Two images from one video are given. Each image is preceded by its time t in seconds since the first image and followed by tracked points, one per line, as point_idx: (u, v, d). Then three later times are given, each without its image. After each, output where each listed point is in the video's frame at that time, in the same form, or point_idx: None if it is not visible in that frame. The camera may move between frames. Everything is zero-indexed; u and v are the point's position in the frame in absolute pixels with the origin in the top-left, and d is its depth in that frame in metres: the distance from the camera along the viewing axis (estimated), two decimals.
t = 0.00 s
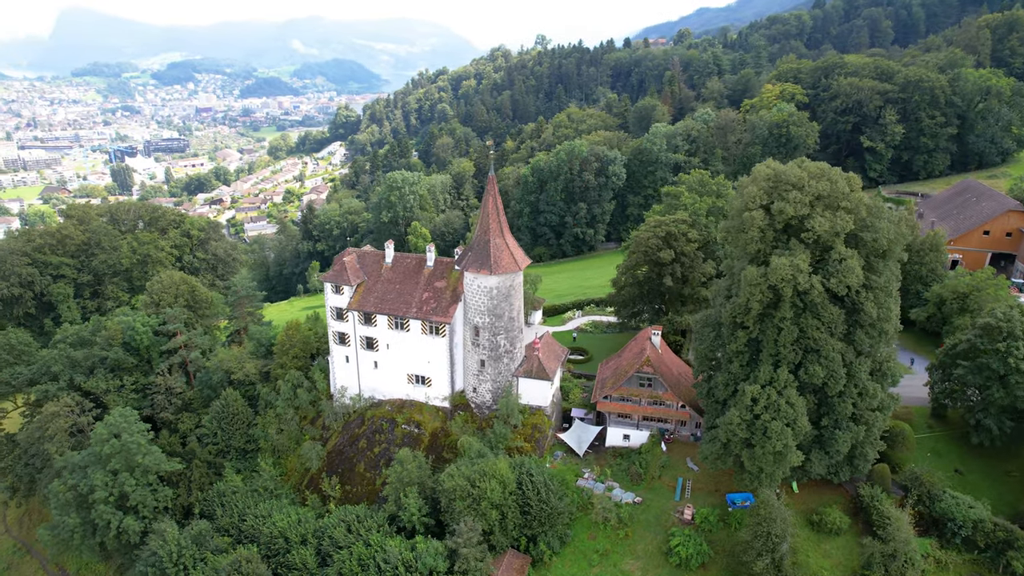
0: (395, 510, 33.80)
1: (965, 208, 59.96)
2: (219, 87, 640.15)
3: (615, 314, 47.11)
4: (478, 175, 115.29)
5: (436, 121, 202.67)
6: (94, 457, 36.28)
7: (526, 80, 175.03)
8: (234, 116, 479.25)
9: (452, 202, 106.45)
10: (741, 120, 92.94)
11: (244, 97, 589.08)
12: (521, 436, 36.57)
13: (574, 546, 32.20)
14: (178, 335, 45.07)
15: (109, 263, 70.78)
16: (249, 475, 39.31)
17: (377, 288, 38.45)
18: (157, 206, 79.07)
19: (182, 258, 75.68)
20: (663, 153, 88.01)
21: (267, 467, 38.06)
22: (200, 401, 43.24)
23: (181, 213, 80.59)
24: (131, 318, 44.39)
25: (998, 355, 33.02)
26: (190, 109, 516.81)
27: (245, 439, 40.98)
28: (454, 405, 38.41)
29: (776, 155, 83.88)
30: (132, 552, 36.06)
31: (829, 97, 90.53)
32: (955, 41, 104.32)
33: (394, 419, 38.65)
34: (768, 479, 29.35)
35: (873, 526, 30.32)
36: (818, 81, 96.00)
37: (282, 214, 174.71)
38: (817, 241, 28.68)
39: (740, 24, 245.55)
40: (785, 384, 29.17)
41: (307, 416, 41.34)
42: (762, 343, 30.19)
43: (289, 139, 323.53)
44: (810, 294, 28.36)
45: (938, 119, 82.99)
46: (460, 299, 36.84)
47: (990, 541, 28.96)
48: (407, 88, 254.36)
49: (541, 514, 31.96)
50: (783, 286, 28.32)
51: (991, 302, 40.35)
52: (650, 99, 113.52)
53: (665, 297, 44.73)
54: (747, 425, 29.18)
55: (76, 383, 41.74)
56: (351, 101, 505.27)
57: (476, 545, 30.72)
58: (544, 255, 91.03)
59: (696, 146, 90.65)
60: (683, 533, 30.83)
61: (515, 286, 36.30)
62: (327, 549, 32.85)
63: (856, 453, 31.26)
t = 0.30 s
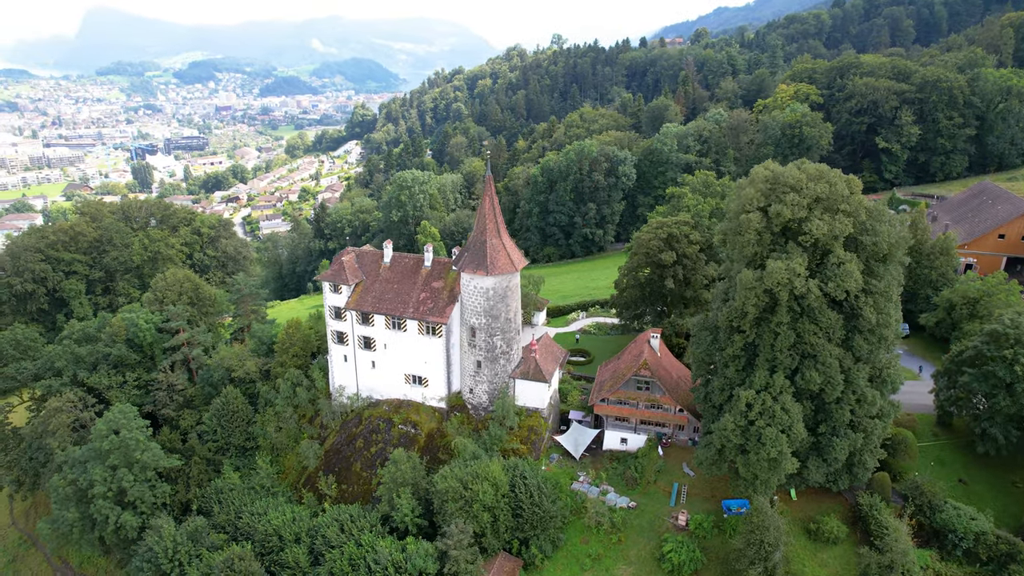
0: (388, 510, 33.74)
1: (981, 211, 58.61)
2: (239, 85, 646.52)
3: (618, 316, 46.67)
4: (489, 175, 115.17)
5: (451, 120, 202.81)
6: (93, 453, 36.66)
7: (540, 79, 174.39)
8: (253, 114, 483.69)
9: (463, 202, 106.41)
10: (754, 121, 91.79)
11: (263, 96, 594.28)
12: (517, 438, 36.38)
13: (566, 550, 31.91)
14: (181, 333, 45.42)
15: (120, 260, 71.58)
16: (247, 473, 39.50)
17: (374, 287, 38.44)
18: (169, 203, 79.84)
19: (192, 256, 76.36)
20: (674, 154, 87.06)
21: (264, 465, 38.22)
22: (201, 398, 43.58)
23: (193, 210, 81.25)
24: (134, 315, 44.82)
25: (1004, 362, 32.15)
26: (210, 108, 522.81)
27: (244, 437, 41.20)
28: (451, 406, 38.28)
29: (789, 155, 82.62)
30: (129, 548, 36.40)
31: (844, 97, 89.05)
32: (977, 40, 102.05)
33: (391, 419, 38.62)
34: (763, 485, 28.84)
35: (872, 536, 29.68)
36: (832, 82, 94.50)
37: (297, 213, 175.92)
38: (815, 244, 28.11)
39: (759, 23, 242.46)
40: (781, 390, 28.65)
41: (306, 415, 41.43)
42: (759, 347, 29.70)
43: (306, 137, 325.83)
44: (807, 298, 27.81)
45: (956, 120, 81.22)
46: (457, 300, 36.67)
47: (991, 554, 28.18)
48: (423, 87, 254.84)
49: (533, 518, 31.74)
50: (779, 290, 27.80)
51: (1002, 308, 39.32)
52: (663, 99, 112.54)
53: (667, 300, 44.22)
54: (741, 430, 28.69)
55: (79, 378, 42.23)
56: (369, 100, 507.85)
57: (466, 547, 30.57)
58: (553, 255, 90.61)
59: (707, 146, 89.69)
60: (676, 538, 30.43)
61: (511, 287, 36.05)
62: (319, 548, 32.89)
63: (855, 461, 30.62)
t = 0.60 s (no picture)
0: (381, 510, 33.68)
1: (997, 214, 57.25)
2: (259, 84, 652.61)
3: (620, 317, 46.25)
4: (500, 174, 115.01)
5: (466, 120, 202.76)
6: (93, 448, 37.05)
7: (555, 79, 173.49)
8: (272, 113, 487.83)
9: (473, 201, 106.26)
10: (767, 121, 90.53)
11: (282, 94, 599.10)
12: (513, 440, 36.17)
13: (558, 554, 31.60)
14: (183, 330, 45.79)
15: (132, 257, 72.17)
16: (245, 470, 39.70)
17: (372, 287, 38.41)
18: (180, 201, 80.61)
19: (202, 253, 77.02)
20: (685, 154, 86.08)
21: (261, 463, 38.37)
22: (202, 395, 43.91)
23: (204, 208, 82.03)
24: (138, 311, 45.26)
25: (1011, 370, 31.29)
26: (230, 106, 528.44)
27: (243, 434, 41.41)
28: (447, 406, 38.16)
29: (801, 156, 81.27)
30: (128, 542, 36.77)
31: (859, 97, 87.44)
32: (1001, 39, 99.58)
33: (388, 418, 38.55)
34: (757, 493, 28.32)
35: (869, 546, 29.01)
36: (848, 81, 92.86)
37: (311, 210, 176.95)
38: (812, 247, 27.58)
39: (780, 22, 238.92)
40: (776, 395, 28.12)
41: (305, 413, 41.53)
42: (755, 352, 29.19)
43: (323, 136, 327.86)
44: (803, 303, 27.27)
45: (975, 120, 79.32)
46: (453, 300, 36.54)
47: (993, 567, 27.39)
48: (439, 86, 255.09)
49: (525, 521, 31.48)
50: (774, 294, 27.31)
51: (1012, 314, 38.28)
52: (676, 98, 111.43)
53: (669, 302, 43.73)
54: (735, 436, 28.20)
55: (82, 374, 42.73)
56: (387, 99, 509.86)
57: (457, 549, 30.41)
58: (562, 255, 90.24)
59: (718, 146, 88.64)
60: (669, 545, 30.02)
61: (508, 288, 35.83)
62: (312, 547, 32.92)
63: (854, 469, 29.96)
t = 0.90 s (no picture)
0: (375, 510, 33.62)
1: (1012, 217, 55.97)
2: (277, 82, 657.93)
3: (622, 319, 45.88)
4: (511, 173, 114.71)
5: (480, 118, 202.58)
6: (93, 443, 37.41)
7: (569, 77, 172.40)
8: (290, 111, 491.40)
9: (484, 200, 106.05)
10: (780, 121, 89.31)
11: (300, 92, 603.35)
12: (509, 441, 36.01)
13: (551, 557, 31.31)
14: (186, 327, 46.08)
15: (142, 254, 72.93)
16: (244, 468, 39.84)
17: (371, 286, 38.41)
18: (191, 198, 81.22)
19: (212, 250, 77.55)
20: (695, 154, 85.19)
21: (259, 461, 38.49)
22: (204, 392, 44.17)
23: (214, 205, 82.63)
24: (142, 308, 45.62)
25: (1017, 378, 30.51)
26: (249, 104, 533.58)
27: (243, 431, 41.56)
28: (444, 407, 38.04)
29: (814, 157, 79.94)
30: (126, 537, 37.09)
31: (874, 97, 85.96)
32: None
33: (385, 418, 38.51)
34: (751, 499, 27.81)
35: (867, 555, 28.39)
36: (863, 81, 91.35)
37: (325, 208, 177.89)
38: (809, 250, 27.07)
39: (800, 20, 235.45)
40: (772, 400, 27.61)
41: (304, 411, 41.62)
42: (751, 356, 28.71)
43: (339, 134, 329.50)
44: (800, 307, 26.77)
45: (994, 121, 77.53)
46: (451, 300, 36.40)
47: None
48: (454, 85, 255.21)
49: (518, 523, 31.23)
50: (770, 298, 26.83)
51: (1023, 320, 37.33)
52: (689, 98, 110.34)
53: (672, 303, 43.28)
54: (729, 442, 27.71)
55: (85, 369, 43.17)
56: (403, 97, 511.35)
57: (448, 550, 30.27)
58: (571, 255, 89.86)
59: (730, 146, 87.63)
60: (662, 550, 29.63)
61: (505, 288, 35.63)
62: (305, 545, 32.94)
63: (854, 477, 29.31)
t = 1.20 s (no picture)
0: (368, 510, 33.57)
1: None
2: (297, 80, 663.30)
3: (624, 320, 45.42)
4: (523, 173, 114.39)
5: (496, 117, 202.40)
6: (93, 438, 37.77)
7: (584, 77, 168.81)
8: (310, 109, 495.08)
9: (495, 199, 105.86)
10: (795, 121, 87.95)
11: (319, 91, 607.76)
12: (505, 443, 35.80)
13: (543, 560, 31.01)
14: (190, 323, 46.39)
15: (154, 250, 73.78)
16: (243, 465, 40.06)
17: (369, 285, 38.39)
18: (203, 195, 81.95)
19: (223, 247, 78.23)
20: (707, 154, 84.22)
21: (257, 458, 38.66)
22: (206, 388, 44.45)
23: (226, 203, 83.18)
24: (147, 304, 46.02)
25: None
26: (269, 102, 538.72)
27: (244, 428, 41.73)
28: (441, 407, 37.90)
29: (827, 158, 78.51)
30: (125, 531, 37.50)
31: (891, 97, 84.30)
32: None
33: (382, 417, 38.48)
34: (744, 506, 27.30)
35: (864, 566, 27.71)
36: (880, 80, 89.68)
37: (341, 206, 178.93)
38: (806, 253, 26.51)
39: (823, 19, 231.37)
40: (766, 406, 27.05)
41: (304, 409, 41.70)
42: (747, 361, 28.18)
43: (356, 133, 331.30)
44: (795, 311, 26.22)
45: (1016, 122, 75.54)
46: (448, 300, 36.23)
47: None
48: (471, 84, 255.16)
49: (510, 526, 30.99)
50: (766, 302, 26.30)
51: None
52: (704, 97, 109.14)
53: (674, 305, 42.76)
54: (722, 448, 27.20)
55: (90, 364, 43.65)
56: (421, 96, 512.87)
57: (439, 552, 30.11)
58: (581, 255, 89.43)
59: (742, 146, 86.59)
60: (654, 556, 29.23)
61: (502, 289, 35.39)
62: (298, 543, 33.00)
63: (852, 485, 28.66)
